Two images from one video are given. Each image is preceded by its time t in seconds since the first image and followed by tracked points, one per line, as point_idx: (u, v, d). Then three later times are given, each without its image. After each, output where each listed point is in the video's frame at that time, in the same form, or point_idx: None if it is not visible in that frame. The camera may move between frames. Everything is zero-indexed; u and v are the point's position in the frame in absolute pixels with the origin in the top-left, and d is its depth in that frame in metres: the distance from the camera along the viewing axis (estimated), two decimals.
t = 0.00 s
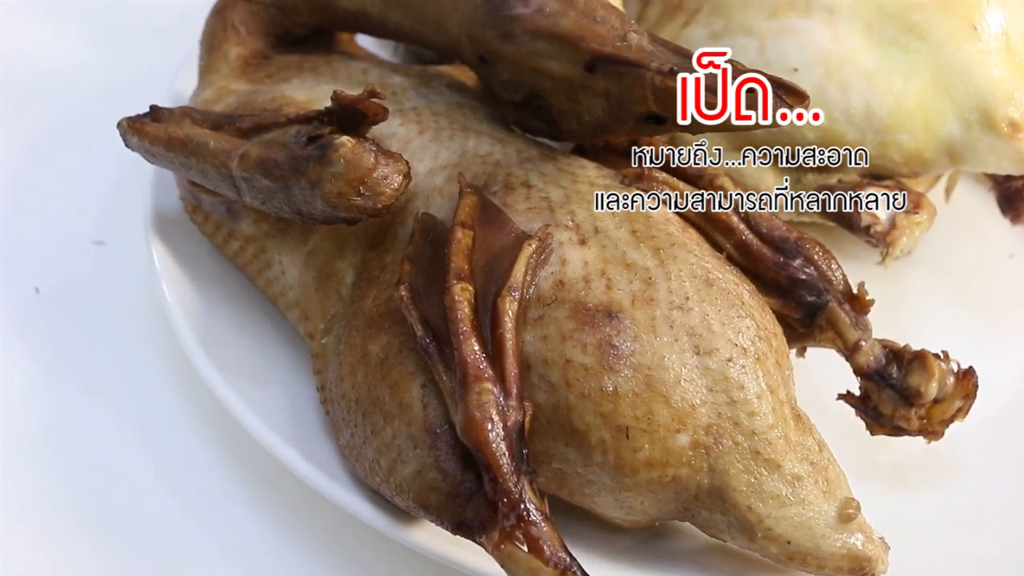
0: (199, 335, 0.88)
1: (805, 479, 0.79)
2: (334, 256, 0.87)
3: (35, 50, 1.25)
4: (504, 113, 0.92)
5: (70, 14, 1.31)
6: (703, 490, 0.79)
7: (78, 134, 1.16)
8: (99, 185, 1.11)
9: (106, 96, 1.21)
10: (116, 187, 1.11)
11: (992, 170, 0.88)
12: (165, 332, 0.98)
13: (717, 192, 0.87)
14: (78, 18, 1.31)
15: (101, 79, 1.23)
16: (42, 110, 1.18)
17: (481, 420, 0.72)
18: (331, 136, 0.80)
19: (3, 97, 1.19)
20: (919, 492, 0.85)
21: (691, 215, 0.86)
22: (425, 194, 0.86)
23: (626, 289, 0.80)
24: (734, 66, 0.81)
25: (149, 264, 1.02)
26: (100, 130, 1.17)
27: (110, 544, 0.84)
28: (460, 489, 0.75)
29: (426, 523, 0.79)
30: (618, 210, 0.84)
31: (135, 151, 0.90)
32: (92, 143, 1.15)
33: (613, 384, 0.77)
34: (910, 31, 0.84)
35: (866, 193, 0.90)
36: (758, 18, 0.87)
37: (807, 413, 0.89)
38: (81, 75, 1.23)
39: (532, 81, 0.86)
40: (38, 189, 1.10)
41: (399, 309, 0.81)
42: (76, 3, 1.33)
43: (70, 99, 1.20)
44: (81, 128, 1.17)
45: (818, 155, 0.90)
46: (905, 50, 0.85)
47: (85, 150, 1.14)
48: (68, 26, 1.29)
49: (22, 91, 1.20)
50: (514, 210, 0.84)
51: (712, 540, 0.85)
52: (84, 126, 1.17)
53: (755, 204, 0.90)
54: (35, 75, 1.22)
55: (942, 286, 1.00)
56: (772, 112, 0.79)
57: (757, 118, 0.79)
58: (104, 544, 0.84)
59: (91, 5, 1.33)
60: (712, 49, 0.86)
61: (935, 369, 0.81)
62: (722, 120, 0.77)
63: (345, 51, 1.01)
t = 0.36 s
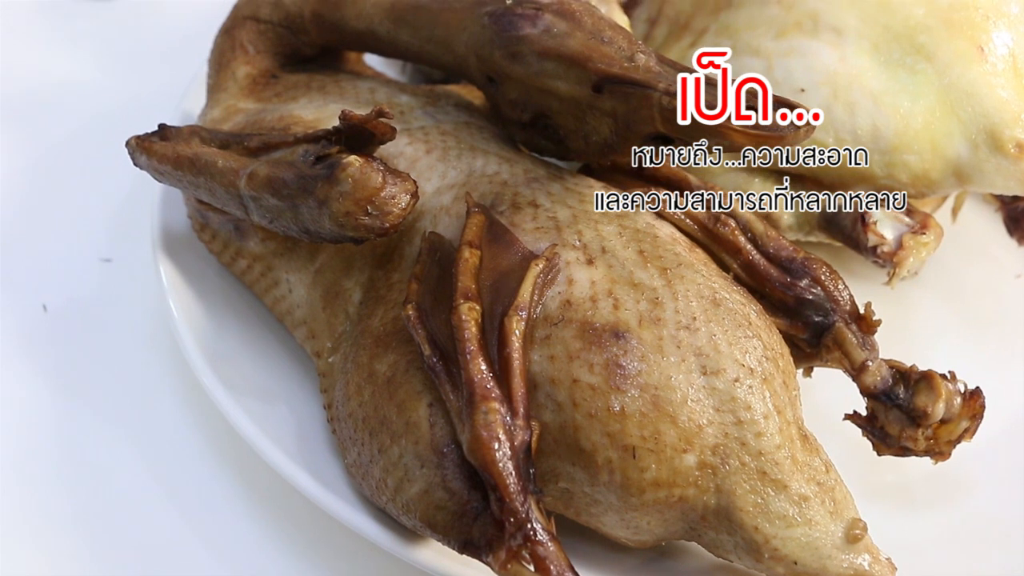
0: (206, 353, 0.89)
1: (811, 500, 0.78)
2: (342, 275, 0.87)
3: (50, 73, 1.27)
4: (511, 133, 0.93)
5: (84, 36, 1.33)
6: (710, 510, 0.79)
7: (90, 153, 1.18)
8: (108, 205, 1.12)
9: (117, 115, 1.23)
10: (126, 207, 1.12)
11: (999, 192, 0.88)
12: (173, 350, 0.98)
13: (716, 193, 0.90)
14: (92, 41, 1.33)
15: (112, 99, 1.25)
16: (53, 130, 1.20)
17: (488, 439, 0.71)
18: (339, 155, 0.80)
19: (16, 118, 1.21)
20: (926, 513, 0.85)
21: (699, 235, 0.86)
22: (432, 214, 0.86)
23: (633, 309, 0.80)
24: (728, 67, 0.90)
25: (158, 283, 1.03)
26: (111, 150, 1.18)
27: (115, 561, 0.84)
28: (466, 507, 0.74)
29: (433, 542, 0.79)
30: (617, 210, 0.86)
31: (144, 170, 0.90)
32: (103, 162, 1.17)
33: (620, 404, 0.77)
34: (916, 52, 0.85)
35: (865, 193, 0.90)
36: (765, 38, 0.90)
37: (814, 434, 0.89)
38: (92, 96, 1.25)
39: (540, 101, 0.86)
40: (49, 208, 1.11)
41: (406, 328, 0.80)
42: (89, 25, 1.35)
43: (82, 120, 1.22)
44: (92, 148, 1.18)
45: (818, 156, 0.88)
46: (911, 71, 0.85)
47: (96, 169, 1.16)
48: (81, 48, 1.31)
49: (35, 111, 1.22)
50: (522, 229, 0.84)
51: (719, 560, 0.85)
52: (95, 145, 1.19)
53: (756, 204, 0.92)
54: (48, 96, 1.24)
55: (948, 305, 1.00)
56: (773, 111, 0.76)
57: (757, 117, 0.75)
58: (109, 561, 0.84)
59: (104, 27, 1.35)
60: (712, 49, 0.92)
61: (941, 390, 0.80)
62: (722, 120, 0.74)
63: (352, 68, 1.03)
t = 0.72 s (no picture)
0: (216, 370, 0.89)
1: (820, 520, 0.78)
2: (350, 292, 0.88)
3: (59, 90, 1.28)
4: (519, 151, 0.93)
5: (92, 54, 1.34)
6: (718, 530, 0.78)
7: (99, 170, 1.19)
8: (118, 223, 1.13)
9: (126, 133, 1.24)
10: (137, 224, 1.13)
11: (1007, 211, 0.90)
12: (179, 366, 0.99)
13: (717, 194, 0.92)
14: (100, 59, 1.34)
15: (123, 116, 1.26)
16: (62, 146, 1.21)
17: (496, 458, 0.71)
18: (348, 173, 0.81)
19: (25, 133, 1.21)
20: (934, 533, 0.85)
21: (707, 254, 0.86)
22: (440, 231, 0.86)
23: (641, 327, 0.80)
24: (728, 67, 0.92)
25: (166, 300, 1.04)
26: (120, 166, 1.19)
27: None
28: (474, 526, 0.74)
29: (441, 561, 0.79)
30: (617, 210, 0.88)
31: (153, 188, 0.91)
32: (112, 179, 1.17)
33: (628, 423, 0.77)
34: (925, 71, 0.85)
35: (866, 193, 0.90)
36: (772, 57, 0.90)
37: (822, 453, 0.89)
38: (101, 113, 1.26)
39: (550, 120, 0.85)
40: (58, 225, 1.12)
41: (415, 346, 0.80)
42: (98, 44, 1.36)
43: (92, 138, 1.23)
44: (101, 164, 1.19)
45: (819, 156, 0.87)
46: (919, 90, 0.86)
47: (105, 186, 1.17)
48: (90, 65, 1.32)
49: (44, 127, 1.23)
50: (530, 247, 0.84)
51: None
52: (104, 162, 1.20)
53: (755, 204, 0.93)
54: (58, 112, 1.25)
55: (956, 325, 1.01)
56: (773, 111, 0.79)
57: (757, 117, 0.78)
58: None
59: (112, 46, 1.36)
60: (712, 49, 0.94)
61: (950, 409, 0.79)
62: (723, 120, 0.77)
63: (361, 86, 1.05)
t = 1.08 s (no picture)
0: (224, 389, 0.89)
1: (828, 542, 0.77)
2: (359, 311, 0.88)
3: (74, 109, 1.30)
4: (529, 171, 0.93)
5: (106, 74, 1.37)
6: (726, 551, 0.77)
7: (111, 188, 1.20)
8: (128, 241, 1.14)
9: (136, 152, 1.26)
10: (148, 242, 1.14)
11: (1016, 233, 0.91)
12: (186, 383, 0.99)
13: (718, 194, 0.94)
14: (113, 77, 1.37)
15: (136, 136, 1.28)
16: (74, 164, 1.22)
17: (505, 478, 0.71)
18: (358, 194, 0.80)
19: (37, 150, 1.23)
20: (941, 555, 0.85)
21: (715, 275, 0.86)
22: (450, 251, 0.86)
23: (650, 348, 0.79)
24: (728, 66, 0.96)
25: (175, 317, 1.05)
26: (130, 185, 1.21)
27: None
28: (483, 546, 0.74)
29: None
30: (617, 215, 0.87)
31: (163, 206, 0.91)
32: (122, 197, 1.19)
33: (637, 443, 0.76)
34: (933, 93, 0.86)
35: (866, 193, 0.88)
36: (782, 78, 0.90)
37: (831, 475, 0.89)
38: (114, 130, 1.28)
39: (559, 140, 0.86)
40: (68, 242, 1.13)
41: (424, 366, 0.80)
42: (111, 63, 1.39)
43: (106, 155, 1.25)
44: (112, 183, 1.21)
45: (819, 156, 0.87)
46: (927, 112, 0.86)
47: (116, 204, 1.18)
48: (104, 84, 1.35)
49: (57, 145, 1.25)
50: (539, 267, 0.83)
51: None
52: (115, 180, 1.21)
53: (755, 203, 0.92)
54: (71, 131, 1.27)
55: (965, 345, 1.01)
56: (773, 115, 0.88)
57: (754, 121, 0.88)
58: None
59: (125, 65, 1.39)
60: (712, 49, 0.97)
61: (958, 431, 0.79)
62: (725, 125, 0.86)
63: (371, 105, 1.05)
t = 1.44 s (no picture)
0: (232, 406, 0.90)
1: (836, 561, 0.75)
2: (368, 328, 0.88)
3: (85, 125, 1.35)
4: (537, 190, 0.94)
5: (117, 92, 1.42)
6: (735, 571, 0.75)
7: (120, 206, 1.23)
8: (136, 259, 1.16)
9: (144, 170, 1.29)
10: (154, 259, 1.15)
11: None
12: (194, 398, 1.00)
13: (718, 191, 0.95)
14: (128, 99, 1.41)
15: (145, 154, 1.32)
16: (86, 182, 1.26)
17: (513, 496, 0.70)
18: (367, 211, 0.80)
19: (51, 168, 1.28)
20: None
21: (723, 293, 0.86)
22: (458, 269, 0.86)
23: (658, 366, 0.79)
24: (727, 67, 1.01)
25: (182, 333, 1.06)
26: (138, 204, 1.23)
27: None
28: (490, 564, 0.74)
29: None
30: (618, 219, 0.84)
31: (172, 224, 0.92)
32: (130, 216, 1.21)
33: (645, 462, 0.75)
34: (942, 112, 0.87)
35: (866, 193, 0.88)
36: (791, 97, 0.92)
37: (839, 494, 0.89)
38: (122, 147, 1.32)
39: (568, 159, 0.85)
40: (76, 259, 1.15)
41: (432, 384, 0.80)
42: (121, 80, 1.44)
43: (114, 174, 1.28)
44: (122, 200, 1.24)
45: (819, 156, 0.88)
46: (936, 132, 0.88)
47: (124, 222, 1.20)
48: (114, 101, 1.40)
49: (69, 163, 1.29)
50: (548, 285, 0.83)
51: None
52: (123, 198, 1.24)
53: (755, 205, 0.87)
54: (82, 150, 1.31)
55: (973, 364, 1.01)
56: (772, 114, 0.92)
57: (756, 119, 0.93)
58: None
59: (136, 84, 1.44)
60: (712, 49, 1.02)
61: (967, 451, 0.79)
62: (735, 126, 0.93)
63: (380, 123, 1.07)
